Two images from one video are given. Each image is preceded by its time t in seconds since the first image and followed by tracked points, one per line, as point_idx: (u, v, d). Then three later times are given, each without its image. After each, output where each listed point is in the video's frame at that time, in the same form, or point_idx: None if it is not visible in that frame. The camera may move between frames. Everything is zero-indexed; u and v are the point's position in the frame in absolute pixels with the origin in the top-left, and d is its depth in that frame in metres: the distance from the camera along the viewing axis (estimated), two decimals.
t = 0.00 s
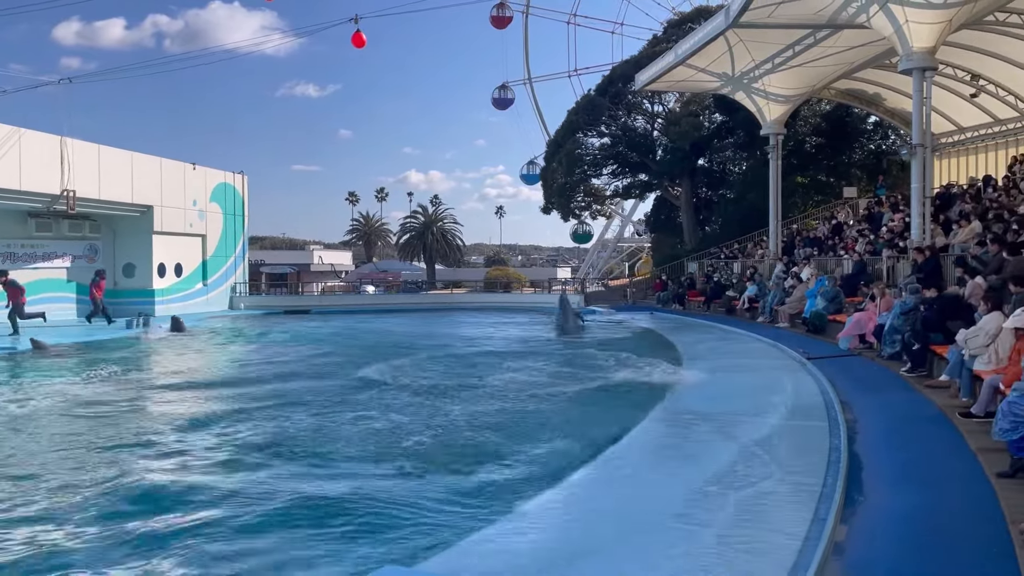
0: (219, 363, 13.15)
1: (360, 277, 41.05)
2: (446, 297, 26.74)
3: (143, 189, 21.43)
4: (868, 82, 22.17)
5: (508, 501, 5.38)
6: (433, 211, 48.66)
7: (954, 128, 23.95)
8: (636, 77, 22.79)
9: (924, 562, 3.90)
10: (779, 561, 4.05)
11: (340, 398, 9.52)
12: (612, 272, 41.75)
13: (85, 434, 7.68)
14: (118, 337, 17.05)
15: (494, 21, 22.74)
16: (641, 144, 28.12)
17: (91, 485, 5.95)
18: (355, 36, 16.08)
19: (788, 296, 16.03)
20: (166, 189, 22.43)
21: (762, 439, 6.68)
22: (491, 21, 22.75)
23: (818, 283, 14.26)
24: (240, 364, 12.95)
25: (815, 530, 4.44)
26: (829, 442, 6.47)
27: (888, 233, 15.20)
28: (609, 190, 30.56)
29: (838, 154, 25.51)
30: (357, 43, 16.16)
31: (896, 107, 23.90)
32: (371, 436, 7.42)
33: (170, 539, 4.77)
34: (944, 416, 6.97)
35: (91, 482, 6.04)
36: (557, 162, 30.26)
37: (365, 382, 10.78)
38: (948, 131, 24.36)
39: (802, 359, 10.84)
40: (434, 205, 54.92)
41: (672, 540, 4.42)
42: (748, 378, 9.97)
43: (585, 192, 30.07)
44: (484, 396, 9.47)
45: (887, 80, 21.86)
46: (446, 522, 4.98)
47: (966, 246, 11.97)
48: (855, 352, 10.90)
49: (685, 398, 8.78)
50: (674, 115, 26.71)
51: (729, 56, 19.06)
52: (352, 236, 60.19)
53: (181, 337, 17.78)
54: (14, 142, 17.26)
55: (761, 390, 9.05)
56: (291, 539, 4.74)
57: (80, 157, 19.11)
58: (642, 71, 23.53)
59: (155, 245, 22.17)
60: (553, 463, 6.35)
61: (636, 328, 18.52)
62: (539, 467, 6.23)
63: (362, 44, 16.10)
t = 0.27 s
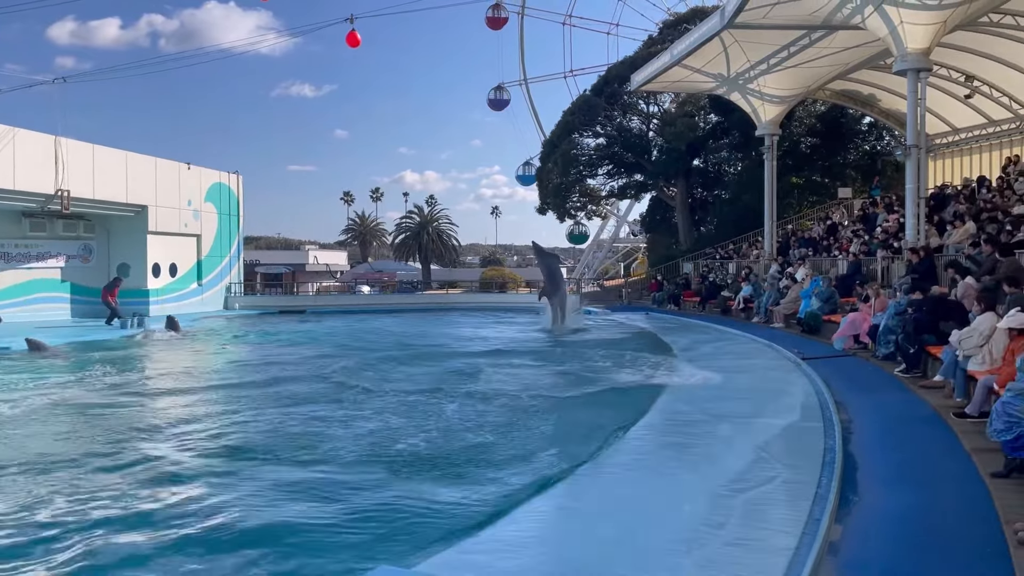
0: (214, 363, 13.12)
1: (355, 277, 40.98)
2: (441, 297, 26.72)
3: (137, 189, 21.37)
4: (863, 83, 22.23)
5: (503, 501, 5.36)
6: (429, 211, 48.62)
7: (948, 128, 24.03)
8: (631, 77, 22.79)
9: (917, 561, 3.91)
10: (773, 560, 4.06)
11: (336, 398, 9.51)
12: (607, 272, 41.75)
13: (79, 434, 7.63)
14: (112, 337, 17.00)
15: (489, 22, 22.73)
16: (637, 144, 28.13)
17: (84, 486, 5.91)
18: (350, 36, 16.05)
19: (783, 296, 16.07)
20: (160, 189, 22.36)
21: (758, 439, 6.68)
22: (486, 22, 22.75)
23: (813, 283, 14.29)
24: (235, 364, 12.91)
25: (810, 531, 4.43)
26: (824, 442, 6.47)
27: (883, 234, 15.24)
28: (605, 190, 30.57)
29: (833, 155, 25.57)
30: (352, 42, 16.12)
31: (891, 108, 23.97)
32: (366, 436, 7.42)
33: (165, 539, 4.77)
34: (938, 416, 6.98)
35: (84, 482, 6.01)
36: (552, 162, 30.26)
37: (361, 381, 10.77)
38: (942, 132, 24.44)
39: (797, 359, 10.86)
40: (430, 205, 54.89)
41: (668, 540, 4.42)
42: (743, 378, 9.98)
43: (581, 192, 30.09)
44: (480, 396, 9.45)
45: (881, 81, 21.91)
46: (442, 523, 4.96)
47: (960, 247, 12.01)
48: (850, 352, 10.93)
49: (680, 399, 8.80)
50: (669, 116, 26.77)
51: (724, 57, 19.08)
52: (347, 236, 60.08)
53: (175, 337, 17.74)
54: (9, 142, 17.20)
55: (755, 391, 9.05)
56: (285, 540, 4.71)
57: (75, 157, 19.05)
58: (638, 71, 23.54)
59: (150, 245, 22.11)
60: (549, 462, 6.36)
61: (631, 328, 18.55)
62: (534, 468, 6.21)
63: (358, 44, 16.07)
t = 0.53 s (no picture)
0: (211, 363, 13.11)
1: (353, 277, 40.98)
2: (438, 297, 26.71)
3: (134, 189, 21.34)
4: (860, 83, 22.28)
5: (501, 501, 5.36)
6: (426, 211, 48.60)
7: (944, 129, 24.08)
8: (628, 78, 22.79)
9: (913, 561, 3.92)
10: (771, 560, 4.07)
11: (334, 398, 9.51)
12: (604, 272, 41.73)
13: (76, 435, 7.62)
14: (109, 337, 16.98)
15: (486, 22, 22.73)
16: (633, 144, 28.12)
17: (80, 486, 5.90)
18: (347, 36, 16.05)
19: (779, 297, 16.09)
20: (157, 189, 22.33)
21: (754, 439, 6.70)
22: (483, 23, 22.75)
23: (809, 283, 14.31)
24: (232, 364, 12.90)
25: (807, 530, 4.44)
26: (820, 442, 6.49)
27: (879, 234, 15.26)
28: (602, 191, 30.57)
29: (829, 155, 25.62)
30: (349, 42, 16.12)
31: (887, 109, 24.02)
32: (365, 435, 7.43)
33: (165, 538, 4.78)
34: (935, 416, 7.00)
35: (80, 482, 5.99)
36: (549, 162, 30.27)
37: (359, 381, 10.77)
38: (938, 132, 24.49)
39: (793, 359, 10.88)
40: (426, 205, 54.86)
41: (666, 539, 4.42)
42: (740, 378, 10.01)
43: (578, 193, 30.10)
44: (477, 396, 9.45)
45: (877, 81, 21.96)
46: (441, 521, 4.98)
47: (956, 247, 12.04)
48: (846, 352, 10.95)
49: (677, 398, 8.82)
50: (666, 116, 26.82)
51: (721, 57, 19.11)
52: (344, 236, 60.03)
53: (172, 337, 17.71)
54: (5, 141, 17.17)
55: (752, 390, 9.07)
56: (282, 539, 4.71)
57: (71, 157, 19.01)
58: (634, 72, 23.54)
59: (146, 245, 22.08)
60: (548, 461, 6.38)
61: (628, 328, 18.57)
62: (532, 467, 6.21)
63: (354, 44, 16.07)
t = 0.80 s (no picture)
0: (209, 363, 13.10)
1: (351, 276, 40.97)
2: (436, 296, 26.69)
3: (132, 188, 21.30)
4: (857, 83, 22.30)
5: (499, 501, 5.35)
6: (424, 211, 48.57)
7: (941, 129, 24.11)
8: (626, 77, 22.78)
9: (911, 560, 3.93)
10: (769, 560, 4.07)
11: (332, 398, 9.49)
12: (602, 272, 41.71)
13: (73, 435, 7.60)
14: (107, 337, 16.94)
15: (484, 23, 22.71)
16: (631, 144, 28.12)
17: (78, 486, 5.88)
18: (345, 36, 16.02)
19: (777, 296, 16.10)
20: (155, 189, 22.29)
21: (753, 439, 6.69)
22: (481, 23, 22.73)
23: (807, 283, 14.31)
24: (230, 364, 12.89)
25: (805, 530, 4.44)
26: (818, 442, 6.48)
27: (877, 233, 15.26)
28: (600, 190, 30.56)
29: (828, 155, 25.64)
30: (347, 42, 16.09)
31: (885, 108, 24.04)
32: (363, 435, 7.42)
33: (163, 538, 4.77)
34: (933, 415, 7.00)
35: (76, 483, 5.98)
36: (547, 161, 30.25)
37: (357, 381, 10.76)
38: (936, 132, 24.52)
39: (791, 359, 10.88)
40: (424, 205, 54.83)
41: (665, 540, 4.41)
42: (738, 378, 10.01)
43: (576, 192, 30.09)
44: (475, 396, 9.43)
45: (875, 81, 21.98)
46: (440, 521, 4.98)
47: (953, 247, 12.06)
48: (844, 352, 10.95)
49: (675, 398, 8.82)
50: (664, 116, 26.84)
51: (719, 57, 19.11)
52: (342, 236, 59.96)
53: (169, 337, 17.68)
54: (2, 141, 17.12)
55: (751, 390, 9.07)
56: (279, 540, 4.70)
57: (68, 156, 18.97)
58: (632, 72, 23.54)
59: (144, 245, 22.05)
60: (547, 461, 6.38)
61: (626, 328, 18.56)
62: (530, 467, 6.21)
63: (352, 44, 16.05)
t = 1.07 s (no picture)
0: (209, 362, 13.10)
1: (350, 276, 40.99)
2: (436, 296, 26.68)
3: (131, 187, 21.29)
4: (856, 82, 22.30)
5: (498, 500, 5.35)
6: (423, 210, 48.56)
7: (941, 128, 24.11)
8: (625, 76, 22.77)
9: (911, 559, 3.93)
10: (768, 558, 4.07)
11: (331, 397, 9.50)
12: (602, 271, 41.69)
13: (71, 435, 7.58)
14: (105, 336, 16.94)
15: (483, 23, 22.70)
16: (631, 143, 28.12)
17: (75, 486, 5.87)
18: (345, 35, 16.01)
19: (777, 295, 16.10)
20: (154, 188, 22.28)
21: (752, 438, 6.69)
22: (480, 22, 22.71)
23: (806, 282, 14.32)
24: (229, 363, 12.90)
25: (804, 529, 4.44)
26: (818, 441, 6.49)
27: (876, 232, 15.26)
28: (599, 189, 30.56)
29: (827, 154, 25.63)
30: (348, 42, 16.08)
31: (884, 107, 24.04)
32: (363, 434, 7.44)
33: (163, 536, 4.78)
34: (933, 415, 6.99)
35: (74, 483, 5.96)
36: (546, 161, 30.23)
37: (357, 380, 10.77)
38: (935, 131, 24.52)
39: (791, 358, 10.88)
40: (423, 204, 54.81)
41: (665, 539, 4.40)
42: (737, 377, 10.02)
43: (575, 191, 30.09)
44: (474, 395, 9.42)
45: (874, 80, 21.98)
46: (441, 519, 4.99)
47: (953, 246, 12.06)
48: (843, 351, 10.95)
49: (674, 397, 8.83)
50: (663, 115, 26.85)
51: (718, 56, 19.11)
52: (341, 236, 59.95)
53: (168, 336, 17.67)
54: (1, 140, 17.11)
55: (750, 389, 9.07)
56: (277, 539, 4.69)
57: (67, 156, 18.96)
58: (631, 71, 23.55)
59: (143, 244, 22.03)
60: (547, 460, 6.39)
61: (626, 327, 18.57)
62: (529, 467, 6.19)
63: (352, 43, 16.04)
